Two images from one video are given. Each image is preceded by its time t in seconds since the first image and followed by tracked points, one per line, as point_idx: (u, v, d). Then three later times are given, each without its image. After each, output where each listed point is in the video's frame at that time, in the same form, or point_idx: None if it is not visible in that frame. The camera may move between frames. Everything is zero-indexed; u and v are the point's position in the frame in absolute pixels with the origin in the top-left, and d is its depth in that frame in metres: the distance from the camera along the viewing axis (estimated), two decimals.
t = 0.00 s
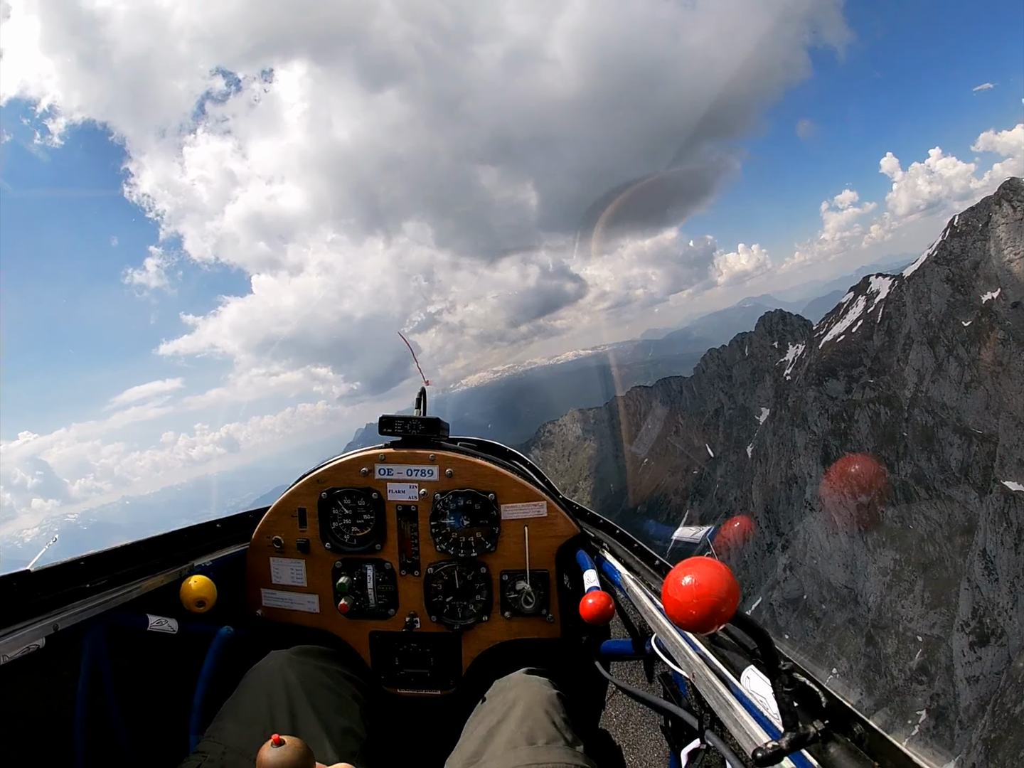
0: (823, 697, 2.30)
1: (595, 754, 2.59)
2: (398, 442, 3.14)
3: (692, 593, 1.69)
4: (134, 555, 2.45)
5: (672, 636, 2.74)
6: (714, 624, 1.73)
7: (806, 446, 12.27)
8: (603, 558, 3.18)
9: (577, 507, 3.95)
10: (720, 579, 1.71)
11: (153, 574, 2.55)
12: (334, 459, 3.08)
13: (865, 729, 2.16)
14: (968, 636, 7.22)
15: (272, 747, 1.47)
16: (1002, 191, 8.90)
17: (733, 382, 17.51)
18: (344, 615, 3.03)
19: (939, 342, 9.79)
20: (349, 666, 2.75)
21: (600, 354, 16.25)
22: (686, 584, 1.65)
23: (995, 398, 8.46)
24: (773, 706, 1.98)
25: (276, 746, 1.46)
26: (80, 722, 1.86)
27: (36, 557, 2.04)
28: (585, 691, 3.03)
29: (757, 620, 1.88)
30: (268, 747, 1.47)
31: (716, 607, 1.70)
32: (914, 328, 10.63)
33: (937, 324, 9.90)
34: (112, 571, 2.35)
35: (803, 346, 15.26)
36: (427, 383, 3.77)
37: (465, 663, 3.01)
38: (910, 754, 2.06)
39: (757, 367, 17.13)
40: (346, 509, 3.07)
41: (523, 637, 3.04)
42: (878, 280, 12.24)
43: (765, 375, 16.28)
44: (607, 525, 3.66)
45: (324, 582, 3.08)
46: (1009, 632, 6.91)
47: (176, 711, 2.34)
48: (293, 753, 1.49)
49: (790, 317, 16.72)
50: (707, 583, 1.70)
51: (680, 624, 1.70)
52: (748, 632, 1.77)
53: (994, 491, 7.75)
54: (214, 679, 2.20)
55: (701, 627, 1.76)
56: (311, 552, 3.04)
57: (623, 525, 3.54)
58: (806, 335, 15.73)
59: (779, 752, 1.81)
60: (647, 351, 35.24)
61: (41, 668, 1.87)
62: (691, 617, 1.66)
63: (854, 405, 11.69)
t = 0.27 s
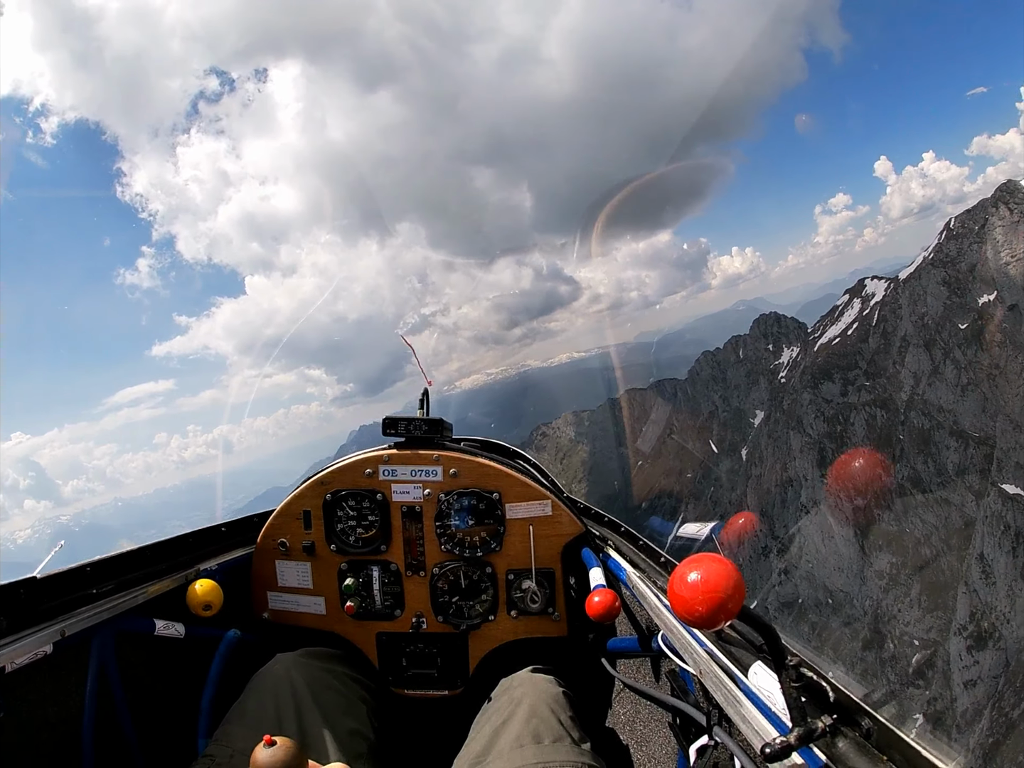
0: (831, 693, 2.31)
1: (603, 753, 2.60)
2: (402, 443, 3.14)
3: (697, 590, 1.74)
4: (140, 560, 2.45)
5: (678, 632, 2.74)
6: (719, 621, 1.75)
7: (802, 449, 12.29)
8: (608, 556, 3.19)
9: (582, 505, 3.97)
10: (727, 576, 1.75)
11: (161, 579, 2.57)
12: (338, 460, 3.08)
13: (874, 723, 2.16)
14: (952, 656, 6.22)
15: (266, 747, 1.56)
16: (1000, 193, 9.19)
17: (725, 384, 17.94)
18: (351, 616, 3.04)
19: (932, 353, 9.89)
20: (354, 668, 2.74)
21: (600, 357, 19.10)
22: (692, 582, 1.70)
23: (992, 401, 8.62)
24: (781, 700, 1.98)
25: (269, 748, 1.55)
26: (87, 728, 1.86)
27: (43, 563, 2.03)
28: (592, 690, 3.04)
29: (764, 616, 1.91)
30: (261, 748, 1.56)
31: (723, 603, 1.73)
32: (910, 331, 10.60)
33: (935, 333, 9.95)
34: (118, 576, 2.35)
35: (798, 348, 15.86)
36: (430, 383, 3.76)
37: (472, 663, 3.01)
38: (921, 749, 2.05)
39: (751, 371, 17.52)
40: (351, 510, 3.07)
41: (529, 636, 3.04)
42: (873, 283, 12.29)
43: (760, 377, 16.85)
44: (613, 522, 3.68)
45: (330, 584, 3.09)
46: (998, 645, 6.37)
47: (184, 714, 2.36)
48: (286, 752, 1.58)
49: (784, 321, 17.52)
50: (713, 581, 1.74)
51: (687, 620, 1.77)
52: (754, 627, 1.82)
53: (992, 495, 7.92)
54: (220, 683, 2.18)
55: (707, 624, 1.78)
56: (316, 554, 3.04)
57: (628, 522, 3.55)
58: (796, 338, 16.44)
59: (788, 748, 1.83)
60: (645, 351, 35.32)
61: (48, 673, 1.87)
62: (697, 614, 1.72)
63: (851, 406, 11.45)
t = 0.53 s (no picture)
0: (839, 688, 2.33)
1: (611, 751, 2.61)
2: (406, 445, 3.15)
3: (705, 587, 1.77)
4: (147, 566, 2.44)
5: (686, 630, 2.75)
6: (728, 616, 1.78)
7: (795, 457, 12.43)
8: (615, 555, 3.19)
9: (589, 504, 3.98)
10: (734, 572, 1.77)
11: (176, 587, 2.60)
12: (344, 462, 3.09)
13: (884, 718, 2.17)
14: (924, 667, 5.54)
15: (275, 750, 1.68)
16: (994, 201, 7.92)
17: (718, 391, 18.41)
18: (359, 618, 3.04)
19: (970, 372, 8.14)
20: (361, 670, 2.72)
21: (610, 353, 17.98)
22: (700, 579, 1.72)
23: (984, 408, 7.81)
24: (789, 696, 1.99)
25: (280, 750, 1.65)
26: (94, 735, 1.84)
27: (51, 569, 2.01)
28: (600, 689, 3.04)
29: (770, 613, 1.93)
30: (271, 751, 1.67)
31: (731, 599, 1.75)
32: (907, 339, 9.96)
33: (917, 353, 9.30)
34: (125, 582, 2.34)
35: (790, 355, 15.90)
36: (435, 384, 3.76)
37: (480, 663, 3.01)
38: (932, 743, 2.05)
39: (742, 380, 17.55)
40: (357, 513, 3.07)
41: (537, 635, 3.04)
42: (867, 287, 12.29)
43: (752, 384, 16.90)
44: (620, 520, 3.68)
45: (337, 587, 3.09)
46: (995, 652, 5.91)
47: (191, 719, 2.38)
48: (296, 753, 1.70)
49: (778, 327, 17.41)
50: (722, 578, 1.76)
51: (696, 617, 1.79)
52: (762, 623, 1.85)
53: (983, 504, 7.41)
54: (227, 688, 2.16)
55: (716, 621, 1.80)
56: (323, 557, 3.04)
57: (635, 521, 3.56)
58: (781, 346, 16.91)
59: (797, 744, 1.84)
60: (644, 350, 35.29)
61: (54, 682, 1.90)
62: (705, 612, 1.75)
63: (843, 415, 12.08)
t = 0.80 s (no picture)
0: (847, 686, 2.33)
1: (619, 751, 2.60)
2: (412, 445, 3.17)
3: (711, 584, 1.79)
4: (155, 567, 2.49)
5: (692, 628, 2.74)
6: (734, 614, 1.79)
7: (779, 466, 10.04)
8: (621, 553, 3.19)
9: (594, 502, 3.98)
10: (740, 570, 1.78)
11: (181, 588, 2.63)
12: (349, 463, 3.10)
13: (891, 714, 2.16)
14: (939, 660, 4.91)
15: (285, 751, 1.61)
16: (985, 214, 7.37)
17: (704, 399, 14.40)
18: (365, 619, 3.05)
19: None
20: (370, 672, 2.71)
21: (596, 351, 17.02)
22: (703, 577, 1.75)
23: (975, 425, 6.82)
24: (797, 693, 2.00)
25: (290, 750, 1.60)
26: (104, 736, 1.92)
27: (57, 575, 2.08)
28: (608, 688, 3.05)
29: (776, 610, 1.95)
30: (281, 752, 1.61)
31: (737, 597, 1.77)
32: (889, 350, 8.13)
33: None
34: (134, 584, 2.40)
35: (778, 363, 13.23)
36: (439, 383, 3.76)
37: (487, 663, 3.03)
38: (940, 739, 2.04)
39: (732, 384, 14.32)
40: (363, 513, 3.08)
41: (544, 635, 3.05)
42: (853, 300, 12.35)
43: (738, 391, 13.65)
44: (625, 519, 3.67)
45: (344, 587, 3.08)
46: (984, 660, 5.14)
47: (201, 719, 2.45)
48: (307, 755, 1.63)
49: (768, 334, 14.50)
50: (726, 576, 1.77)
51: (701, 615, 1.81)
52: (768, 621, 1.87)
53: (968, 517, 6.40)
54: (237, 688, 2.16)
55: (722, 618, 1.82)
56: (329, 558, 3.05)
57: (640, 520, 3.55)
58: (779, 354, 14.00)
59: (805, 742, 1.84)
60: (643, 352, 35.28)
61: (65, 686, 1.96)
62: (710, 610, 1.77)
63: (830, 424, 10.05)
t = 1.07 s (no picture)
0: (850, 683, 2.28)
1: (622, 751, 2.59)
2: (415, 444, 3.16)
3: (716, 583, 1.80)
4: (159, 568, 2.52)
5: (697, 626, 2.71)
6: (739, 613, 1.80)
7: (763, 476, 11.87)
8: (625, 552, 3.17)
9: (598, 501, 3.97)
10: (745, 569, 1.78)
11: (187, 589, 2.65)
12: (353, 463, 3.10)
13: (896, 713, 2.10)
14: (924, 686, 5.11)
15: (292, 756, 1.55)
16: (979, 236, 9.77)
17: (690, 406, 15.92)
18: (370, 618, 3.09)
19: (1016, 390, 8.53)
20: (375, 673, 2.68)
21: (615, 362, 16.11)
22: (707, 575, 1.78)
23: (958, 440, 8.90)
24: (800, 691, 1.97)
25: (297, 754, 1.55)
26: (107, 737, 1.99)
27: (63, 575, 2.12)
28: (613, 687, 3.03)
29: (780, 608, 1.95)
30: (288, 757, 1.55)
31: (741, 597, 1.77)
32: (878, 366, 11.25)
33: None
34: (139, 584, 2.43)
35: (763, 375, 15.01)
36: (443, 380, 3.75)
37: (491, 662, 3.07)
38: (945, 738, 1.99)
39: (716, 392, 15.86)
40: (367, 513, 3.10)
41: (547, 634, 3.08)
42: (846, 315, 12.66)
43: (723, 401, 15.20)
44: (629, 519, 3.64)
45: (348, 587, 3.12)
46: (965, 675, 6.03)
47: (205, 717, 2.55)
48: (314, 758, 1.58)
49: (752, 346, 16.24)
50: (730, 575, 1.78)
51: (708, 613, 1.82)
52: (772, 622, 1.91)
53: (955, 535, 8.08)
54: (240, 689, 2.14)
55: (728, 617, 1.82)
56: (333, 557, 3.08)
57: (643, 519, 3.53)
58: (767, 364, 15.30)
59: (810, 741, 1.84)
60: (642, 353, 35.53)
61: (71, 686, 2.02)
62: (715, 608, 1.78)
63: (814, 436, 12.16)
